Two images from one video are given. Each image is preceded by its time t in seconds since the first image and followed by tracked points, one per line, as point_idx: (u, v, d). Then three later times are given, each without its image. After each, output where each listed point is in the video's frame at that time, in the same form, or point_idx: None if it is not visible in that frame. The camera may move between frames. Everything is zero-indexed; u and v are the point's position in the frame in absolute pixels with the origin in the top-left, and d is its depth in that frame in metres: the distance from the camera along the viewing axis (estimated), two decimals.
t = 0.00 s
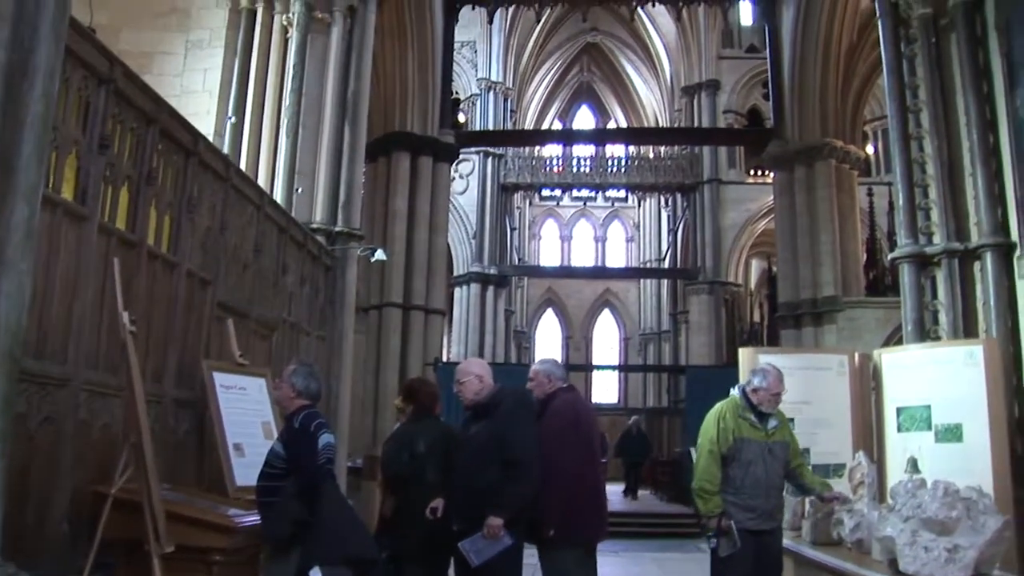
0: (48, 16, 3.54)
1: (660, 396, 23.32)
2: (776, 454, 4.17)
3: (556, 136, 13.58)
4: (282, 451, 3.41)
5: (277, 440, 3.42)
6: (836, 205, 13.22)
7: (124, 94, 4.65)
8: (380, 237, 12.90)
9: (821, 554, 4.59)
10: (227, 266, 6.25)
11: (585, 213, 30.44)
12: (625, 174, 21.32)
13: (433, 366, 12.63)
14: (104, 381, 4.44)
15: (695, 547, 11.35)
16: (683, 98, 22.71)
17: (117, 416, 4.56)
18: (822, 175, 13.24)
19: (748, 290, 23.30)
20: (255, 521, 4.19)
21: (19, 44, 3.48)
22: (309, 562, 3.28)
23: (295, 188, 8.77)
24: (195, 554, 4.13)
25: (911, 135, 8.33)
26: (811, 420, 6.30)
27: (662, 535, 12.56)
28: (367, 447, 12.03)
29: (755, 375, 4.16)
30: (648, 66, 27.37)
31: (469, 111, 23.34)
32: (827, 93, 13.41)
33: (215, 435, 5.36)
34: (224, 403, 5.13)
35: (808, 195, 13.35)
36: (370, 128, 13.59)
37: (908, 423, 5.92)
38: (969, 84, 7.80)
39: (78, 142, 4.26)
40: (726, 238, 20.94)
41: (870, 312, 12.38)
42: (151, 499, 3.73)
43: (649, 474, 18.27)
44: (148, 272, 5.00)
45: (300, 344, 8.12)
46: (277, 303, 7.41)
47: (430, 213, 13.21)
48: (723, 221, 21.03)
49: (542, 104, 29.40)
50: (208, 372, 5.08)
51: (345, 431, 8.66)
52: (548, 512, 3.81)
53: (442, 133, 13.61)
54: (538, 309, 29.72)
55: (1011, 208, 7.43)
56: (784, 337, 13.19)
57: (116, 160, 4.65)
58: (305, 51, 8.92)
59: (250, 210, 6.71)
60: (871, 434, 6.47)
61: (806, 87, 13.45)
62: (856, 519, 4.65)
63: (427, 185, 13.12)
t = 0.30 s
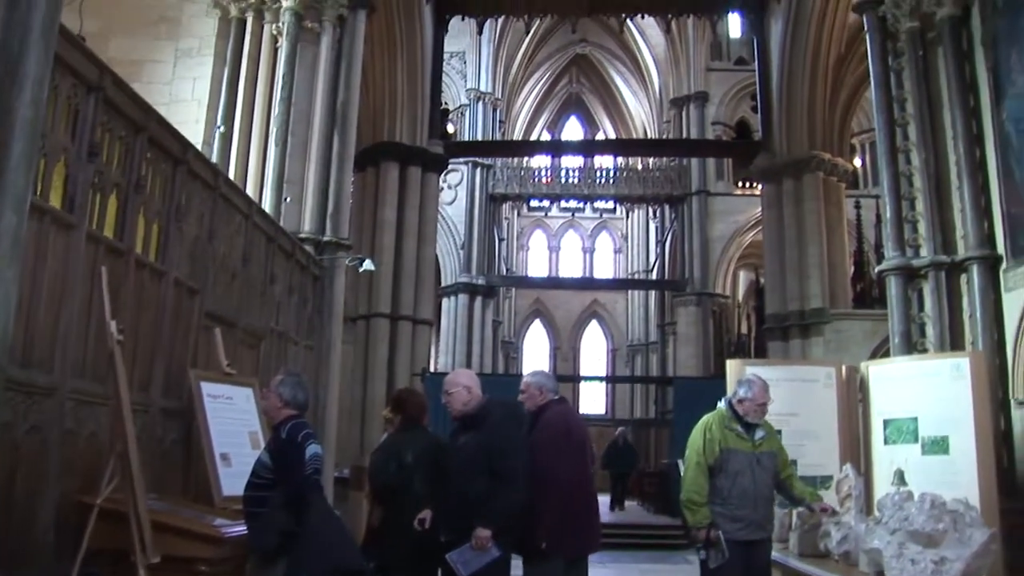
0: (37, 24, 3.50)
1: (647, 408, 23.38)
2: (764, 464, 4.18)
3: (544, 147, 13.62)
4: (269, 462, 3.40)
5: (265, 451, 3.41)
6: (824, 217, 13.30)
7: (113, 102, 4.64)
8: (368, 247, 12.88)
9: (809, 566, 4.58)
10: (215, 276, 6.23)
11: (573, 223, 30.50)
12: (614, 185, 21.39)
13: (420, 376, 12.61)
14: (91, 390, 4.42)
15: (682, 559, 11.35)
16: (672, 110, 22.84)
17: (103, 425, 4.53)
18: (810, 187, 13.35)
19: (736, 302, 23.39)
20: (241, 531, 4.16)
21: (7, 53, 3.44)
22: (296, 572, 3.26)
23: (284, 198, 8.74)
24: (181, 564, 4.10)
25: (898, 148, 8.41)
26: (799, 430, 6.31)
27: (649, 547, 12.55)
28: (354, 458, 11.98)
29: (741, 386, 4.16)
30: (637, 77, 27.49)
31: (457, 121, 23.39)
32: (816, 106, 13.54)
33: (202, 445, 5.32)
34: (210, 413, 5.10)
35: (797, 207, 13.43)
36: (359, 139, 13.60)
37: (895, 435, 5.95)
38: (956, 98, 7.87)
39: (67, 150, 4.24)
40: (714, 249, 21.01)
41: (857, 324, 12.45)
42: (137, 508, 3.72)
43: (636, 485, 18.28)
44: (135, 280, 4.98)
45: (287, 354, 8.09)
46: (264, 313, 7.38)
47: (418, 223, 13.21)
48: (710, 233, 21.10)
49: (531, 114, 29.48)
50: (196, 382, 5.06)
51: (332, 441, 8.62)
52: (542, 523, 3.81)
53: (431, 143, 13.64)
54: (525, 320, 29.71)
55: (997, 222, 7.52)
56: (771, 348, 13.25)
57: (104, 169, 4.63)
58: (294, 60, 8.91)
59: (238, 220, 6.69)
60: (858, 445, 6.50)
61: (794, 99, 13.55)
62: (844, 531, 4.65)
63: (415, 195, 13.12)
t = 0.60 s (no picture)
0: (33, 34, 3.48)
1: (641, 419, 23.37)
2: (759, 477, 4.18)
3: (539, 159, 13.66)
4: (262, 473, 3.38)
5: (258, 462, 3.40)
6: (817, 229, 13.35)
7: (108, 112, 4.63)
8: (362, 258, 12.88)
9: None
10: (209, 286, 6.21)
11: (567, 235, 30.54)
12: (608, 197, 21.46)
13: (414, 388, 12.59)
14: (85, 400, 4.40)
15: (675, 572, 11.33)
16: (666, 122, 22.95)
17: (96, 435, 4.51)
18: (804, 200, 13.40)
19: (729, 314, 23.42)
20: (234, 542, 4.07)
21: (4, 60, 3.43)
22: None
23: (278, 208, 8.73)
24: None
25: (892, 161, 8.45)
26: (792, 444, 6.28)
27: (642, 559, 12.52)
28: (347, 469, 11.94)
29: (735, 399, 4.14)
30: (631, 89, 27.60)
31: (452, 133, 23.44)
32: (809, 119, 13.59)
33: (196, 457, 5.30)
34: (204, 423, 5.08)
35: (791, 220, 13.48)
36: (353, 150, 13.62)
37: (889, 447, 5.99)
38: (949, 112, 7.92)
39: (61, 160, 4.23)
40: (708, 261, 21.04)
41: (850, 337, 12.48)
42: (130, 519, 3.70)
43: (629, 497, 18.25)
44: (129, 290, 4.97)
45: (281, 365, 8.07)
46: (258, 324, 7.37)
47: (412, 234, 13.23)
48: (703, 245, 21.14)
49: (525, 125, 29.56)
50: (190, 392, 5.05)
51: (325, 453, 8.60)
52: (534, 536, 3.79)
53: (425, 155, 13.68)
54: (519, 331, 29.71)
55: (991, 236, 7.56)
56: (765, 360, 13.28)
57: (99, 179, 4.62)
58: (289, 70, 8.94)
59: (232, 230, 6.69)
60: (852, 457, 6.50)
61: (788, 112, 13.62)
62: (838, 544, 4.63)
63: (409, 207, 13.14)
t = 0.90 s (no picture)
0: (29, 47, 3.46)
1: (635, 433, 23.33)
2: (754, 492, 4.17)
3: (533, 172, 13.69)
4: (256, 487, 3.36)
5: (252, 475, 3.38)
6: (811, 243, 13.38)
7: (103, 124, 4.63)
8: (357, 272, 12.86)
9: None
10: (202, 298, 6.20)
11: (561, 248, 30.58)
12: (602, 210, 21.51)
13: (408, 401, 12.57)
14: (77, 412, 4.38)
15: None
16: (660, 136, 23.08)
17: (88, 447, 4.49)
18: (798, 213, 13.43)
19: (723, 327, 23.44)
20: (227, 556, 4.05)
21: None
22: None
23: (273, 221, 8.69)
24: None
25: (885, 175, 8.49)
26: (786, 457, 6.29)
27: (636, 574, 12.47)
28: (340, 483, 11.90)
29: (731, 414, 4.15)
30: (626, 102, 27.67)
31: (447, 145, 23.49)
32: (802, 135, 13.72)
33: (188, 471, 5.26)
34: (197, 436, 5.06)
35: (785, 234, 13.51)
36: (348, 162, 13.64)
37: (883, 461, 5.99)
38: (942, 126, 7.96)
39: (55, 171, 4.21)
40: (702, 275, 21.04)
41: (844, 350, 12.48)
42: (122, 532, 3.67)
43: (624, 510, 18.20)
44: (123, 301, 4.96)
45: (275, 378, 8.05)
46: (252, 336, 7.35)
47: (406, 247, 13.23)
48: (697, 259, 21.14)
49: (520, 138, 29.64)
50: (183, 404, 5.03)
51: (319, 466, 8.56)
52: (529, 551, 3.76)
53: (420, 167, 13.71)
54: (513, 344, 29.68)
55: (984, 250, 7.59)
56: (759, 374, 13.28)
57: (93, 191, 4.61)
58: (285, 83, 8.91)
59: (227, 242, 6.68)
60: (846, 471, 6.50)
61: (781, 127, 13.69)
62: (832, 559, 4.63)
63: (403, 219, 13.15)
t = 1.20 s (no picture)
0: (25, 57, 3.46)
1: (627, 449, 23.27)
2: (745, 509, 4.16)
3: (525, 187, 13.71)
4: (247, 500, 3.35)
5: (243, 488, 3.37)
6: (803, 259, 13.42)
7: (97, 134, 4.63)
8: (349, 285, 12.84)
9: None
10: (195, 311, 6.18)
11: (555, 263, 30.60)
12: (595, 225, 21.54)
13: (399, 416, 12.52)
14: (67, 424, 4.36)
15: None
16: (654, 151, 23.19)
17: (78, 459, 4.46)
18: (791, 230, 13.46)
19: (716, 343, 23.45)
20: (217, 569, 4.02)
21: None
22: None
23: (266, 234, 8.64)
24: None
25: (878, 192, 8.53)
26: (777, 473, 6.29)
27: None
28: (330, 497, 11.84)
29: (724, 431, 4.16)
30: (620, 118, 27.78)
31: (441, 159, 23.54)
32: (795, 152, 13.74)
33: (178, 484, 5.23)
34: (187, 448, 5.03)
35: (777, 251, 13.55)
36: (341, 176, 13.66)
37: (875, 479, 5.99)
38: (934, 144, 8.00)
39: (48, 182, 4.21)
40: (694, 291, 21.04)
41: (836, 367, 12.49)
42: (110, 543, 3.63)
43: (615, 526, 18.14)
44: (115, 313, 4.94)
45: (266, 391, 8.02)
46: (244, 349, 7.32)
47: (399, 261, 13.23)
48: (690, 274, 21.13)
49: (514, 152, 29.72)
50: (174, 416, 5.01)
51: (309, 480, 8.52)
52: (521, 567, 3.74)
53: (413, 181, 13.74)
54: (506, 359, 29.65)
55: (975, 267, 7.62)
56: (751, 391, 13.27)
57: (87, 202, 4.60)
58: (280, 96, 8.92)
59: (219, 254, 6.67)
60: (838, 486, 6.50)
61: (774, 143, 13.75)
62: None
63: (396, 233, 13.15)
